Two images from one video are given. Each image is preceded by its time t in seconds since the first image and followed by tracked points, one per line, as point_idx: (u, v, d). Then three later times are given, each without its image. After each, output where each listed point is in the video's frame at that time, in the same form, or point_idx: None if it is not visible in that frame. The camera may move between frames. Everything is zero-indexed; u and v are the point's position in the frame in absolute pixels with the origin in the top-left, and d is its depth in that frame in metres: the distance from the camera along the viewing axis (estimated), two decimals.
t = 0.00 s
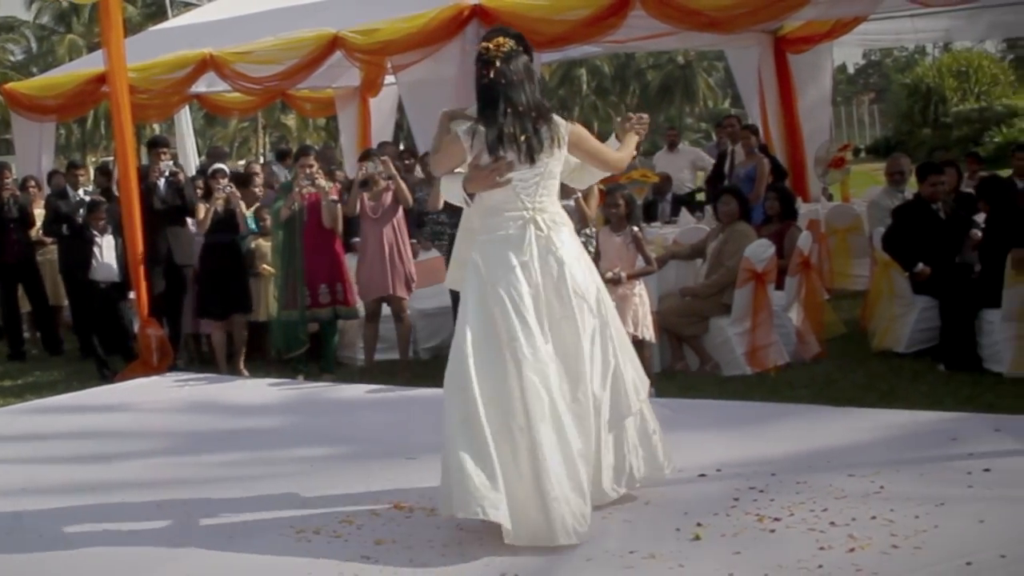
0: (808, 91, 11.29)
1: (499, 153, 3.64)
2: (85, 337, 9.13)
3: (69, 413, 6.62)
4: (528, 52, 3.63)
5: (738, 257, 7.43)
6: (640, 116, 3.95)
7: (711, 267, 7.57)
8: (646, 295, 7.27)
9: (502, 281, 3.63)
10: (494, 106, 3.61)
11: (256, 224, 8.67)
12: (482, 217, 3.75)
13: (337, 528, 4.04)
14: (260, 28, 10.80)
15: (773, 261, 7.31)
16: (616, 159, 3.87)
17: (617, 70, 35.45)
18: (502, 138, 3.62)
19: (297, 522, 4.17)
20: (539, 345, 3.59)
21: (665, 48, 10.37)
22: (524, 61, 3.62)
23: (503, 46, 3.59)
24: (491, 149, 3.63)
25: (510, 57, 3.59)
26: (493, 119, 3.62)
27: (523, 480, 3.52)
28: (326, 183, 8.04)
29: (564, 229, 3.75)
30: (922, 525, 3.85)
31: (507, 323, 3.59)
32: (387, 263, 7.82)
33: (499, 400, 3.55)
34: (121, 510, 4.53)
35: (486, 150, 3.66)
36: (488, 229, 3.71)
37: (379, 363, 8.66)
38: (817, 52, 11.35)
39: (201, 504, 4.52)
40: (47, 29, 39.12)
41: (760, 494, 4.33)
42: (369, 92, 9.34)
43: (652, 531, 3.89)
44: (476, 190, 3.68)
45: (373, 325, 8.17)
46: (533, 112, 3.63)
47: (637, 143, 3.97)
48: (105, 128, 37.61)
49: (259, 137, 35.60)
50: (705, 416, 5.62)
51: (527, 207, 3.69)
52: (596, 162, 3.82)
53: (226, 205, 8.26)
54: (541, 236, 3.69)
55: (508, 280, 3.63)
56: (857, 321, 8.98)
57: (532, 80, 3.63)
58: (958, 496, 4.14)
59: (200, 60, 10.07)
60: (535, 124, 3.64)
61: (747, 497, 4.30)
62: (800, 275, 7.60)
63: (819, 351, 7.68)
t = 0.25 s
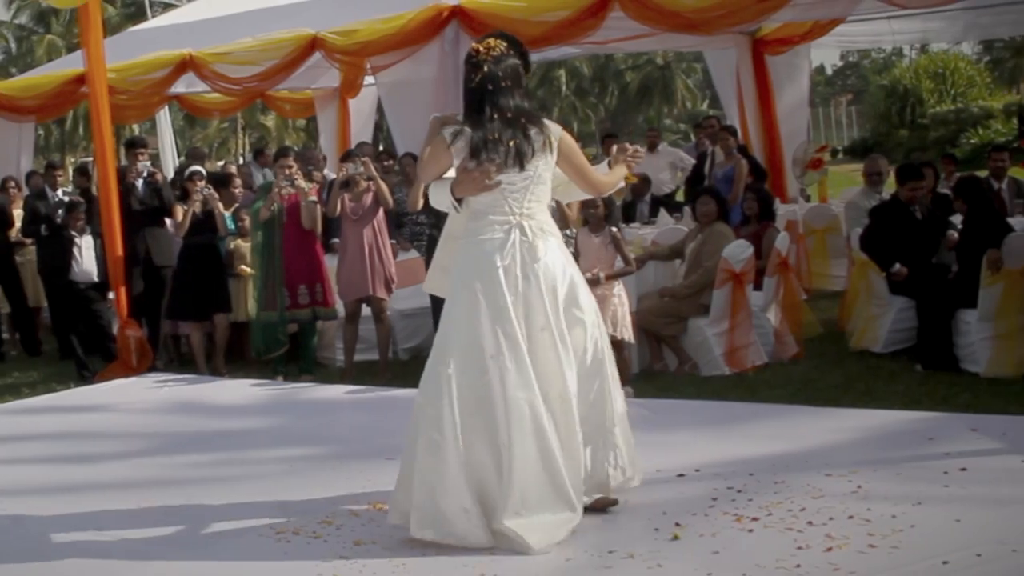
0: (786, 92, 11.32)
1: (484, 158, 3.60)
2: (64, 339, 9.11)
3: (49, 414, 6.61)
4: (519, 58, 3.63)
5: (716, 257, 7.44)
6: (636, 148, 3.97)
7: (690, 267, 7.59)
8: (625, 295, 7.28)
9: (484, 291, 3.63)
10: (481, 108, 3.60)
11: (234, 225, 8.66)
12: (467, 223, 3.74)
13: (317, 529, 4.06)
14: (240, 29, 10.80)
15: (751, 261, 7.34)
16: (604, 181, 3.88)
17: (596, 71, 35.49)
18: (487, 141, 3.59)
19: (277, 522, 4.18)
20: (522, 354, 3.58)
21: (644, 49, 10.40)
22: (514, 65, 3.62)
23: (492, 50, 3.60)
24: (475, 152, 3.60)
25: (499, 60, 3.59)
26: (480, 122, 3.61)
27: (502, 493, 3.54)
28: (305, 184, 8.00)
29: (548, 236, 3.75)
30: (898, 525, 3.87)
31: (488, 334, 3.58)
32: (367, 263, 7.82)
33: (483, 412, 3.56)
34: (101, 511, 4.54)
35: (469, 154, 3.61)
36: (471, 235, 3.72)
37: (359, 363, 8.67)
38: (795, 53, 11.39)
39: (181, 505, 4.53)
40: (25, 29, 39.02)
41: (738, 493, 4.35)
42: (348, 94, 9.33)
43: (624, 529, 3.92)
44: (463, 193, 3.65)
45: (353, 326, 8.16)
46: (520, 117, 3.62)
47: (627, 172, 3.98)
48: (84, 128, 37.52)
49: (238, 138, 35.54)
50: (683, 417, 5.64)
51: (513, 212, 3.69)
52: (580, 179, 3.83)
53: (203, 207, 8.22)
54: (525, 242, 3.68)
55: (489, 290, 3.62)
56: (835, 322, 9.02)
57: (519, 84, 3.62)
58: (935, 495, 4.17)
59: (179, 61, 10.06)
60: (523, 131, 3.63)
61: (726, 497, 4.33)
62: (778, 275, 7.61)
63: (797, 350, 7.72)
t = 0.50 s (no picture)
0: (766, 93, 11.35)
1: (488, 163, 3.50)
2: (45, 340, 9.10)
3: (29, 414, 6.60)
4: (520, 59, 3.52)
5: (697, 258, 7.46)
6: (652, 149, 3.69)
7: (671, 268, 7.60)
8: (607, 296, 7.29)
9: (479, 299, 3.55)
10: (484, 112, 3.49)
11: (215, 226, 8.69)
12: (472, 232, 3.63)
13: (298, 529, 4.07)
14: (222, 29, 10.79)
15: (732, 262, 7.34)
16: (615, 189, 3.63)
17: (578, 73, 35.53)
18: (491, 146, 3.49)
19: (258, 522, 4.18)
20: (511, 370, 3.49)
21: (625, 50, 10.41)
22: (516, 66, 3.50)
23: (494, 50, 3.49)
24: (478, 158, 3.49)
25: (501, 62, 3.48)
26: (482, 126, 3.50)
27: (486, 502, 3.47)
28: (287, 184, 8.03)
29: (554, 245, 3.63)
30: (878, 524, 3.89)
31: (479, 345, 3.51)
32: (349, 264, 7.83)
33: (470, 421, 3.50)
34: (81, 511, 4.54)
35: (473, 160, 3.51)
36: (475, 242, 3.60)
37: (340, 364, 8.68)
38: (775, 54, 11.42)
39: (162, 505, 4.53)
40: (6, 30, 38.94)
41: (718, 493, 4.37)
42: (329, 94, 9.32)
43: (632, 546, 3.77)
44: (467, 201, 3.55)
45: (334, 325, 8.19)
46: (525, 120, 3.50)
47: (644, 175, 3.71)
48: (65, 129, 37.44)
49: (219, 138, 35.51)
50: (663, 417, 5.66)
51: (518, 220, 3.57)
52: (586, 186, 3.59)
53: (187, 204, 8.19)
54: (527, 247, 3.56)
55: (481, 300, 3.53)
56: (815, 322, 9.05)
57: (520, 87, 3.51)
58: (914, 495, 4.19)
59: (160, 61, 10.04)
60: (527, 135, 3.50)
61: (706, 497, 4.34)
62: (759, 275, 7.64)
63: (777, 351, 7.74)
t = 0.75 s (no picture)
0: (749, 94, 11.37)
1: (497, 150, 3.32)
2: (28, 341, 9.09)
3: (11, 415, 6.59)
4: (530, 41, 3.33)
5: (680, 258, 7.46)
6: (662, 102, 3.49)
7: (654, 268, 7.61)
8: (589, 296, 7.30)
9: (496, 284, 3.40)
10: (497, 95, 3.29)
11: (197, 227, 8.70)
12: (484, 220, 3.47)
13: (280, 529, 4.08)
14: (204, 29, 10.78)
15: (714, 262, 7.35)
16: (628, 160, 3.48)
17: (560, 73, 35.54)
18: (500, 132, 3.30)
19: (239, 522, 4.18)
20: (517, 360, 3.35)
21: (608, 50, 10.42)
22: (525, 50, 3.31)
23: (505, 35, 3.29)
24: (488, 144, 3.31)
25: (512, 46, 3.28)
26: (493, 110, 3.31)
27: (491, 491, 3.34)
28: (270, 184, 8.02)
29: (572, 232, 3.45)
30: (858, 524, 3.90)
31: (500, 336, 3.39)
32: (330, 264, 7.81)
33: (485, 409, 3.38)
34: (62, 512, 4.53)
35: (484, 147, 3.34)
36: (488, 233, 3.45)
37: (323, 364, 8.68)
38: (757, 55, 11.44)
39: (144, 505, 4.53)
40: None
41: (700, 493, 4.38)
42: (313, 94, 9.32)
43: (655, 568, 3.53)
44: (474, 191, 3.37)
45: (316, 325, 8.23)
46: (537, 104, 3.31)
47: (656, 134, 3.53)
48: (48, 129, 37.36)
49: (202, 138, 35.46)
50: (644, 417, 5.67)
51: (530, 208, 3.40)
52: (604, 166, 3.46)
53: (172, 202, 8.18)
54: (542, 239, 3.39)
55: (496, 287, 3.40)
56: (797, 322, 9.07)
57: (534, 71, 3.32)
58: (894, 495, 4.20)
59: (144, 61, 10.03)
60: (538, 119, 3.32)
61: (688, 496, 4.35)
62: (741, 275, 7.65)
63: (759, 351, 7.76)
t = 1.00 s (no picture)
0: (730, 94, 11.39)
1: (498, 139, 3.07)
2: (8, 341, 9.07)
3: None
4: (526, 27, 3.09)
5: (660, 258, 7.49)
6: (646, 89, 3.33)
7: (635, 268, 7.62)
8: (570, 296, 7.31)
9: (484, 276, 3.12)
10: (498, 82, 3.04)
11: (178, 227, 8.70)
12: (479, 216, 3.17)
13: (262, 529, 4.08)
14: (185, 29, 10.77)
15: (694, 262, 7.32)
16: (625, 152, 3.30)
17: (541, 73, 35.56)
18: (504, 120, 3.05)
19: (220, 523, 4.19)
20: (521, 365, 3.03)
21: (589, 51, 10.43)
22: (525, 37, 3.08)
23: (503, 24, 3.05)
24: (488, 133, 3.06)
25: (512, 36, 3.05)
26: (495, 98, 3.06)
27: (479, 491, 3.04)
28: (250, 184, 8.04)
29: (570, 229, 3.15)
30: (839, 524, 3.91)
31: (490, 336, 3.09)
32: (310, 264, 7.80)
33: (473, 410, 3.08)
34: (45, 512, 4.53)
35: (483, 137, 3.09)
36: (482, 227, 3.14)
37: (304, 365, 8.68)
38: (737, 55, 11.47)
39: (126, 505, 4.53)
40: None
41: (682, 493, 4.39)
42: (294, 94, 9.33)
43: None
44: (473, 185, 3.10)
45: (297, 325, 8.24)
46: (541, 93, 3.07)
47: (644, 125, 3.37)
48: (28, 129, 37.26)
49: (183, 138, 35.40)
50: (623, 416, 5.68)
51: (526, 203, 3.12)
52: (604, 158, 3.26)
53: (155, 202, 8.18)
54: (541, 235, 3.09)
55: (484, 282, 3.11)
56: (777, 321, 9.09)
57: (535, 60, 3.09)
58: (874, 494, 4.22)
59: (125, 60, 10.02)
60: (542, 107, 3.07)
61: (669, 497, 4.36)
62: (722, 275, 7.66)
63: (739, 350, 7.82)
